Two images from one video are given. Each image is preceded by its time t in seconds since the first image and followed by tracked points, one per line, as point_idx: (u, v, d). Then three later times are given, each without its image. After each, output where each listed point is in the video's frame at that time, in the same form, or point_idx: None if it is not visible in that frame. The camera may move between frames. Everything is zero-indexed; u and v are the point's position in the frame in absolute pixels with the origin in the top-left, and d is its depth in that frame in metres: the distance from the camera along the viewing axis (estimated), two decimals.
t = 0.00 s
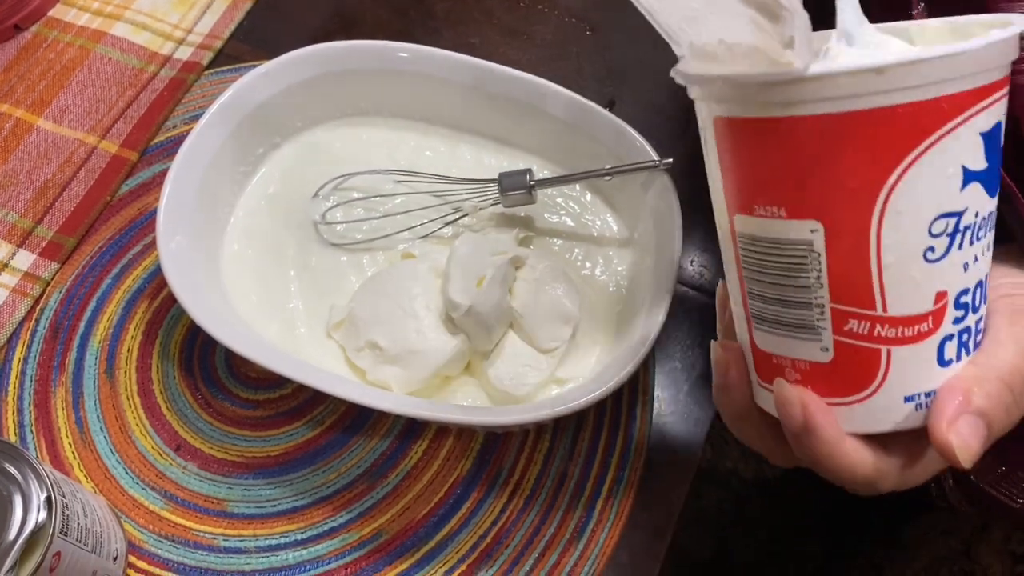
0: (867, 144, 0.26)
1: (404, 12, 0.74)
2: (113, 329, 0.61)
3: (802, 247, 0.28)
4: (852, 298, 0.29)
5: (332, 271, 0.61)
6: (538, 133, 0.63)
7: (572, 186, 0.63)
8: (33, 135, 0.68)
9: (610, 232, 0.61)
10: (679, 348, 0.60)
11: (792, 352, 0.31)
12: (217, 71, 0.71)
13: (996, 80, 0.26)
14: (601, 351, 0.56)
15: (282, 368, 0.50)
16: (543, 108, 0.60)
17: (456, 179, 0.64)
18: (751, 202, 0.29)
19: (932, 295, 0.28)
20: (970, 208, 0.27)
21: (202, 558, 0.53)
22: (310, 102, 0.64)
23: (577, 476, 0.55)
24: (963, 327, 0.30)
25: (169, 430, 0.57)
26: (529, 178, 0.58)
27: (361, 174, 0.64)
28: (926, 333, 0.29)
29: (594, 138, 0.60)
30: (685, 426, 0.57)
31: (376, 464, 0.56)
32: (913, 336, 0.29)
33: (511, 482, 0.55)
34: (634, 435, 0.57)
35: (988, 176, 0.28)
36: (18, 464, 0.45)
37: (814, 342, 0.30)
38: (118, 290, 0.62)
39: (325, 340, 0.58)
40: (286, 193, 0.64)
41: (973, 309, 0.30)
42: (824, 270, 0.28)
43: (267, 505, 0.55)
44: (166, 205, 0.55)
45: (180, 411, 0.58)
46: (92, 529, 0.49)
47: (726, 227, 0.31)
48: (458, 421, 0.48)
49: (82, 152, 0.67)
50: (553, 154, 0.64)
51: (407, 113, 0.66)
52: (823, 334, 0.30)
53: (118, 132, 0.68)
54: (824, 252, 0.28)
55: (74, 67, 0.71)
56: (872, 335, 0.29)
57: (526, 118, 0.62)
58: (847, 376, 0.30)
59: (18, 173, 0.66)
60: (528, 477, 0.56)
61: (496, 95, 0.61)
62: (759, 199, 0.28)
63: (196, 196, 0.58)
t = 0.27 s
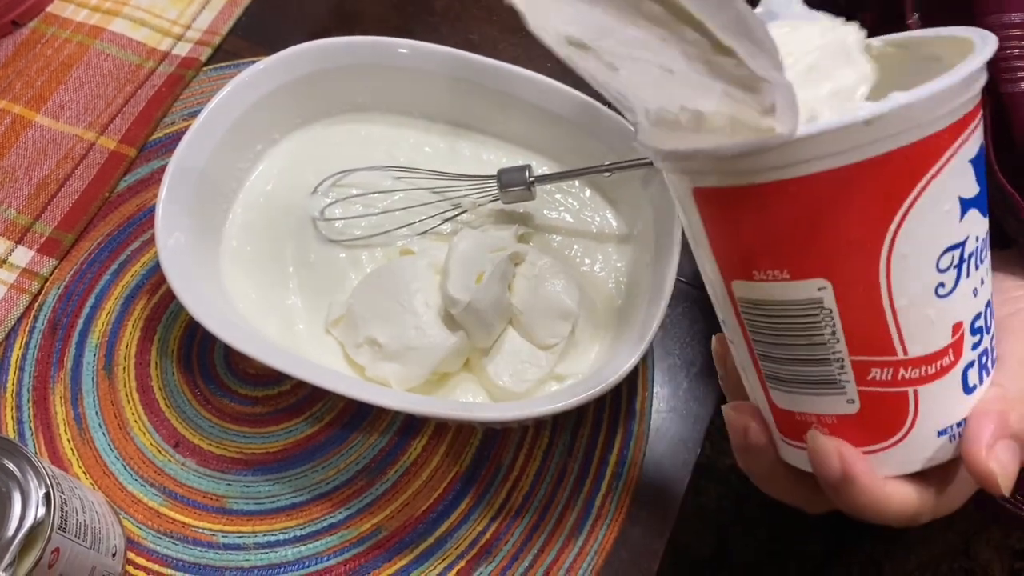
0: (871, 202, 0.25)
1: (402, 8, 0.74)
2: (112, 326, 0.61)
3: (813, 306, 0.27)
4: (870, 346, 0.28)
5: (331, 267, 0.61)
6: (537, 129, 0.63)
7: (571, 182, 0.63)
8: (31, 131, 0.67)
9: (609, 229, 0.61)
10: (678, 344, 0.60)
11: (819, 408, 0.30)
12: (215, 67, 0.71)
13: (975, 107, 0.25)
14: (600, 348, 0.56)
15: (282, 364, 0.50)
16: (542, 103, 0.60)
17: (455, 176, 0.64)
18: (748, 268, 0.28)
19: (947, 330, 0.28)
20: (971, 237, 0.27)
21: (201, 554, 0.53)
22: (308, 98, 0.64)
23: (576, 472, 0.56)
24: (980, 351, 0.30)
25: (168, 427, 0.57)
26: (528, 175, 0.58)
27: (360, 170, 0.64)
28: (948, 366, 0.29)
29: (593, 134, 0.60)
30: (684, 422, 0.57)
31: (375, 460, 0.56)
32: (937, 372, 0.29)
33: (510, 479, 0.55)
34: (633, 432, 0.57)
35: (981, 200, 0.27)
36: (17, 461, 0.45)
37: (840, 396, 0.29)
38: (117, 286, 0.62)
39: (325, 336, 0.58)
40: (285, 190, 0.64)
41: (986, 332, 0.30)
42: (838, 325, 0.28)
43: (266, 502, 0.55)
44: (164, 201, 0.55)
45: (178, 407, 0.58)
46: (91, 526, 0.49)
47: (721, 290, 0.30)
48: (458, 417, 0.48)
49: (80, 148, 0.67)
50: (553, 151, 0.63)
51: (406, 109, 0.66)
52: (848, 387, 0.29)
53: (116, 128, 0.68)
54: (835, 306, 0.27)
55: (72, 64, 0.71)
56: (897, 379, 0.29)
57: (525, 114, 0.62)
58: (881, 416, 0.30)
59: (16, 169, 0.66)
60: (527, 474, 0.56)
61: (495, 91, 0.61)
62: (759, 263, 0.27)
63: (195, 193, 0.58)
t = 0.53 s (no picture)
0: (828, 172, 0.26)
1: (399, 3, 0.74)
2: (107, 323, 0.60)
3: (782, 277, 0.28)
4: (845, 317, 0.29)
5: (327, 264, 0.60)
6: (533, 125, 0.62)
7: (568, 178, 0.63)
8: (26, 127, 0.67)
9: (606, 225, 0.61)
10: (676, 341, 0.60)
11: (798, 384, 0.31)
12: (211, 63, 0.71)
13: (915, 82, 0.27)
14: (596, 345, 0.56)
15: (277, 361, 0.50)
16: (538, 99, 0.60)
17: (451, 172, 0.63)
18: (718, 245, 0.29)
19: (919, 296, 0.29)
20: (931, 203, 0.29)
21: (196, 552, 0.53)
22: (304, 94, 0.64)
23: (572, 470, 0.55)
24: (953, 321, 0.31)
25: (163, 424, 0.57)
26: (524, 171, 0.58)
27: (356, 166, 0.64)
28: (921, 333, 0.30)
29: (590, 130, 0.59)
30: (680, 419, 0.57)
31: (371, 458, 0.56)
32: (911, 339, 0.30)
33: (506, 476, 0.55)
34: (630, 429, 0.57)
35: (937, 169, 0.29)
36: (10, 458, 0.45)
37: (817, 368, 0.30)
38: (112, 283, 0.62)
39: (320, 333, 0.58)
40: (281, 186, 0.63)
41: (957, 301, 0.31)
42: (809, 295, 0.29)
43: (262, 499, 0.55)
44: (158, 197, 0.55)
45: (173, 405, 0.58)
46: (85, 523, 0.48)
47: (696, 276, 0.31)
48: (454, 414, 0.48)
49: (75, 144, 0.66)
50: (549, 147, 0.63)
51: (402, 105, 0.66)
52: (824, 358, 0.30)
53: (111, 124, 0.68)
54: (804, 276, 0.28)
55: (67, 60, 0.70)
56: (871, 347, 0.29)
57: (521, 110, 0.62)
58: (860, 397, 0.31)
59: (10, 165, 0.66)
60: (524, 471, 0.55)
61: (491, 87, 0.61)
62: (727, 239, 0.28)
63: (190, 189, 0.58)
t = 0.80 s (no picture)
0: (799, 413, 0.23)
1: None
2: (105, 320, 0.60)
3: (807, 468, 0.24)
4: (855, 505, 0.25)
5: (326, 261, 0.60)
6: (533, 123, 0.62)
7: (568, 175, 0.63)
8: (23, 123, 0.67)
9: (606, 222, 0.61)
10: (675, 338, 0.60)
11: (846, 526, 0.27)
12: (210, 59, 0.71)
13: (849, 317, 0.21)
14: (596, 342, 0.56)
15: (277, 358, 0.50)
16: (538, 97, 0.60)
17: (450, 169, 0.63)
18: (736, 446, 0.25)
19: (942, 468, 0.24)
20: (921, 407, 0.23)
21: (194, 549, 0.53)
22: (303, 92, 0.64)
23: (572, 467, 0.55)
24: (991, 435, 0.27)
25: (161, 421, 0.57)
26: (524, 168, 0.58)
27: (356, 163, 0.64)
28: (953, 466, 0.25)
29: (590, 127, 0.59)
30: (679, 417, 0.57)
31: (370, 456, 0.56)
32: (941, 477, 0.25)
33: (505, 474, 0.55)
34: (629, 426, 0.56)
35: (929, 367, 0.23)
36: (8, 455, 0.45)
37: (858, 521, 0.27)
38: (110, 279, 0.61)
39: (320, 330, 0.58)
40: (280, 183, 0.63)
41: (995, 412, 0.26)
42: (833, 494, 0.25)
43: (260, 497, 0.54)
44: (157, 194, 0.55)
45: (172, 402, 0.57)
46: (83, 521, 0.48)
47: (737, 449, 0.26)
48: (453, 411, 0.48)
49: (73, 141, 0.66)
50: (549, 144, 0.63)
51: (401, 102, 0.65)
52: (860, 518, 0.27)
53: (109, 121, 0.67)
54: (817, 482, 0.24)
55: (65, 56, 0.70)
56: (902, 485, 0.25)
57: (521, 107, 0.62)
58: (889, 535, 0.27)
59: (8, 162, 0.65)
60: (523, 468, 0.55)
61: (490, 84, 0.61)
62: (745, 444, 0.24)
63: (188, 186, 0.58)
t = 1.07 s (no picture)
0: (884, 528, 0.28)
1: None
2: (104, 313, 0.60)
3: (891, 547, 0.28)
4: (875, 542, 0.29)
5: (327, 253, 0.60)
6: (535, 115, 0.62)
7: (570, 167, 0.62)
8: (21, 116, 0.66)
9: (609, 214, 0.61)
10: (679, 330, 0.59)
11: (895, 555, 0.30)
12: (209, 51, 0.70)
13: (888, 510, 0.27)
14: (600, 335, 0.55)
15: (278, 351, 0.49)
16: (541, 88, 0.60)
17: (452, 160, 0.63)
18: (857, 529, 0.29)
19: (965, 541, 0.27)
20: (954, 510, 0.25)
21: (194, 545, 0.52)
22: (303, 84, 0.63)
23: (575, 461, 0.55)
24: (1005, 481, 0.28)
25: (161, 416, 0.56)
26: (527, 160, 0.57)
27: (356, 155, 0.63)
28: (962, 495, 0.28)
29: (593, 119, 0.59)
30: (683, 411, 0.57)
31: (372, 450, 0.55)
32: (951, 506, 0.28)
33: (509, 468, 0.55)
34: (633, 420, 0.56)
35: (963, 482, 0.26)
36: (6, 449, 0.44)
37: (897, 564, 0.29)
38: (109, 273, 0.61)
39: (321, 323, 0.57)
40: (280, 175, 0.63)
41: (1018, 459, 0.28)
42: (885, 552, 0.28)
43: (261, 492, 0.54)
44: (156, 187, 0.54)
45: (172, 396, 0.57)
46: (82, 516, 0.48)
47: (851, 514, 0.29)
48: (456, 404, 0.47)
49: (71, 134, 0.66)
50: (551, 136, 0.63)
51: (402, 94, 0.65)
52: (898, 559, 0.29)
53: (108, 114, 0.67)
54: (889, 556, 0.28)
55: (63, 48, 0.69)
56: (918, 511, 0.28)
57: (523, 99, 0.61)
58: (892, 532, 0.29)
59: (6, 155, 0.65)
60: (526, 462, 0.55)
61: (492, 76, 0.61)
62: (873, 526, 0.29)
63: (188, 178, 0.57)
